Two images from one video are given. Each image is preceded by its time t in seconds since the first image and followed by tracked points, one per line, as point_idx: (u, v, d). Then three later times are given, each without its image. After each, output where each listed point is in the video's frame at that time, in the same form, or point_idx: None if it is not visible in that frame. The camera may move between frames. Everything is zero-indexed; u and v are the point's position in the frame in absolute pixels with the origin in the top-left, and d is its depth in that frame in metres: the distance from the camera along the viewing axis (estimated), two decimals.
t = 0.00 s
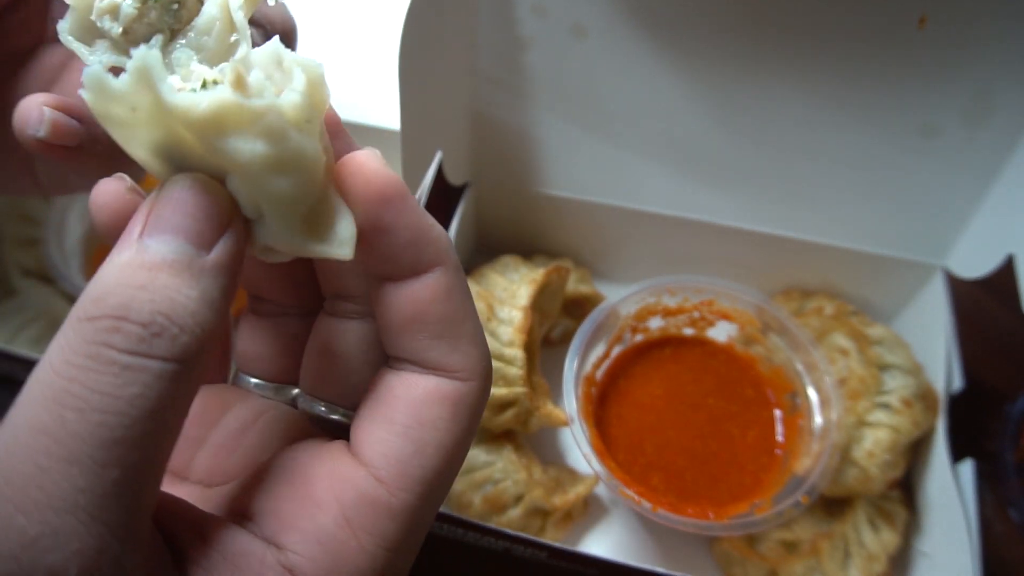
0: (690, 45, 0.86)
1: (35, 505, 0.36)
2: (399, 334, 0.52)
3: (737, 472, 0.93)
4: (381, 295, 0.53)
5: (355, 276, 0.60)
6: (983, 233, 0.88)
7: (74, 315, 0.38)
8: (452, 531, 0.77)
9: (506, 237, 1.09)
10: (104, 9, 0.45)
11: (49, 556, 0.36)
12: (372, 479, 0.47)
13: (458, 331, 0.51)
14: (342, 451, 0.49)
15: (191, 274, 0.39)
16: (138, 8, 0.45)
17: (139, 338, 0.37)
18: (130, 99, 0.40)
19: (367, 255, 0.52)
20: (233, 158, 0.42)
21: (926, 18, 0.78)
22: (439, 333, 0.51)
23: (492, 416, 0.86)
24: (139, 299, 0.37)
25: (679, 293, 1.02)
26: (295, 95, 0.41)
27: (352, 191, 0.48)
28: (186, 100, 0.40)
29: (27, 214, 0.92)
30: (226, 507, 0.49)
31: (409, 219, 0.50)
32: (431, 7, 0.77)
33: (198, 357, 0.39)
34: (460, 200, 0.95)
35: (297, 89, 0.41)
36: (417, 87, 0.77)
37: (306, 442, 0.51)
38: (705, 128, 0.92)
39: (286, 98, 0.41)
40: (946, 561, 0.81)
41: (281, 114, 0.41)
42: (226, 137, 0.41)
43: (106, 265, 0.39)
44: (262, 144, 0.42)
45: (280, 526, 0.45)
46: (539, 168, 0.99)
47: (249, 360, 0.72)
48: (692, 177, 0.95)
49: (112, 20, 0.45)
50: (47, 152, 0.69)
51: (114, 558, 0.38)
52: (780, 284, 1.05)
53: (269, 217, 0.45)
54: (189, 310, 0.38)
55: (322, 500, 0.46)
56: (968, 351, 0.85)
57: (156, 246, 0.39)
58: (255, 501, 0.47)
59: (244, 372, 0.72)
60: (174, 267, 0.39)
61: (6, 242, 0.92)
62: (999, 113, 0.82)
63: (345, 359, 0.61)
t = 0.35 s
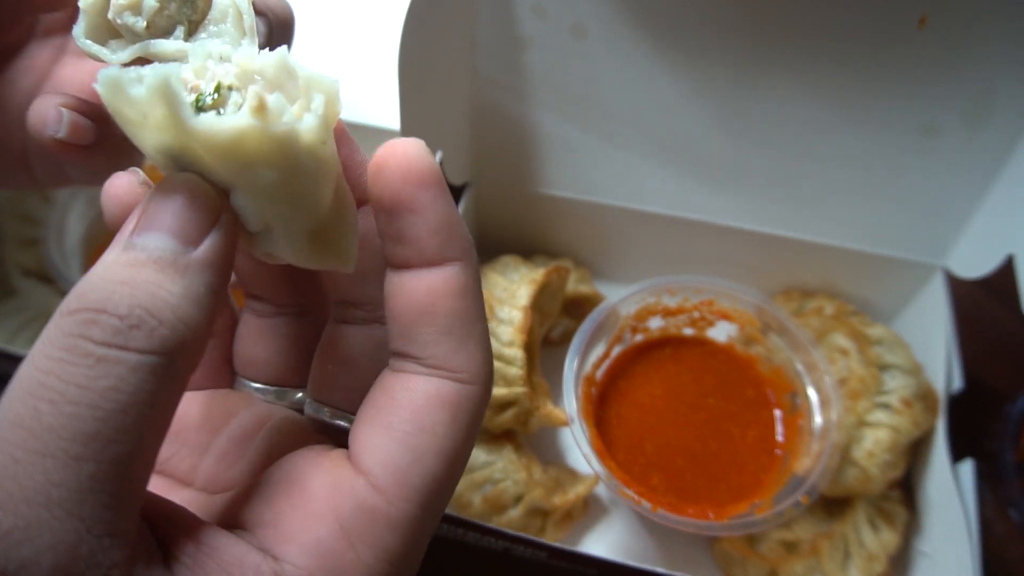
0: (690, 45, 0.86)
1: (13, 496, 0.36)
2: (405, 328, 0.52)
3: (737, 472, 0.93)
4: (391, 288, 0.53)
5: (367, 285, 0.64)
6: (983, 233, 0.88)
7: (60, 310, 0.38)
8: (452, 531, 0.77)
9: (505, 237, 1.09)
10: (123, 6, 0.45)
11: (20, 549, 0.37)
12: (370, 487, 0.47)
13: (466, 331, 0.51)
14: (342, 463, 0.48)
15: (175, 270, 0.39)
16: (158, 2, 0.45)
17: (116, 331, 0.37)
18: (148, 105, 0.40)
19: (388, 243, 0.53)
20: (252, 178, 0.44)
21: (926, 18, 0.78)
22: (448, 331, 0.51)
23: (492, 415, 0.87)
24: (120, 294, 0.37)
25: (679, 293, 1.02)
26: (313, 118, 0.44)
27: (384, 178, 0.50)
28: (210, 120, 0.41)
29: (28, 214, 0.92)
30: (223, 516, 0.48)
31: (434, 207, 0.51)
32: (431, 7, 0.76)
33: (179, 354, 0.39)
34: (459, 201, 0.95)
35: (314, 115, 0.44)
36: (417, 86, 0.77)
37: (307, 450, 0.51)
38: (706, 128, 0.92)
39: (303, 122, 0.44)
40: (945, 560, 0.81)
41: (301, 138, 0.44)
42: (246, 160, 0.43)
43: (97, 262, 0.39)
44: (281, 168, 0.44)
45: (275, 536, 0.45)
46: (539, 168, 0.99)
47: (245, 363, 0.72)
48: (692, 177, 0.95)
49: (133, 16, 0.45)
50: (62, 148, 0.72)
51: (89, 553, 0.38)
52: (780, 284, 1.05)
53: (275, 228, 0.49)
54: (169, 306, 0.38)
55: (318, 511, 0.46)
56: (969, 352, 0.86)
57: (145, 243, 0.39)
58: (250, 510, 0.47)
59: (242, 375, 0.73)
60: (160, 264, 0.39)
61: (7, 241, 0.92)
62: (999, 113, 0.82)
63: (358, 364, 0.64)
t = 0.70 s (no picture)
0: (690, 44, 0.86)
1: (36, 493, 0.37)
2: (401, 342, 0.50)
3: (737, 472, 0.93)
4: (386, 299, 0.50)
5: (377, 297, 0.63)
6: (983, 233, 0.88)
7: (93, 315, 0.39)
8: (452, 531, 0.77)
9: (506, 237, 1.09)
10: None
11: (40, 541, 0.37)
12: (370, 503, 0.46)
13: (466, 344, 0.50)
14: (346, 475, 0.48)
15: (203, 280, 0.40)
16: None
17: (145, 338, 0.38)
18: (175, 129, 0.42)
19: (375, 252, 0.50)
20: (267, 210, 0.44)
21: (926, 18, 0.78)
22: (444, 344, 0.49)
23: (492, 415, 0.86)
24: (150, 302, 0.38)
25: (679, 293, 1.02)
26: (330, 148, 0.44)
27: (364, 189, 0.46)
28: (228, 150, 0.42)
29: (28, 214, 0.92)
30: (230, 518, 0.48)
31: (420, 216, 0.48)
32: (430, 8, 0.76)
33: (205, 362, 0.40)
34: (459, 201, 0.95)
35: (332, 147, 0.44)
36: (416, 86, 0.77)
37: (313, 460, 0.51)
38: (706, 128, 0.92)
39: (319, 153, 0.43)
40: (945, 560, 0.81)
41: (317, 169, 0.43)
42: (262, 195, 0.43)
43: (130, 269, 0.40)
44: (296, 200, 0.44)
45: (278, 545, 0.45)
46: (539, 168, 0.99)
47: (256, 370, 0.72)
48: (692, 177, 0.95)
49: None
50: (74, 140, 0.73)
51: (106, 550, 0.38)
52: (781, 284, 1.05)
53: (292, 247, 0.50)
54: (196, 316, 0.39)
55: (317, 523, 0.46)
56: (968, 352, 0.87)
57: (176, 253, 0.40)
58: (258, 516, 0.47)
59: (251, 381, 0.73)
60: (189, 273, 0.39)
61: (6, 241, 0.91)
62: (999, 112, 0.82)
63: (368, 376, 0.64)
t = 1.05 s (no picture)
0: (690, 44, 0.86)
1: (61, 488, 0.37)
2: (415, 351, 0.50)
3: (738, 472, 0.93)
4: (402, 309, 0.50)
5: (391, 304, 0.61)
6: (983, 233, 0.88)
7: (119, 317, 0.39)
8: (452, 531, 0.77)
9: (506, 237, 1.09)
10: None
11: (64, 536, 0.37)
12: (379, 508, 0.46)
13: (478, 351, 0.49)
14: (357, 479, 0.48)
15: (229, 285, 0.40)
16: None
17: (172, 342, 0.38)
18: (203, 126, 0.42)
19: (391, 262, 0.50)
20: (290, 216, 0.43)
21: (926, 18, 0.78)
22: (458, 352, 0.49)
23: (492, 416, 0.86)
24: (176, 306, 0.38)
25: (679, 293, 1.02)
26: (355, 155, 0.43)
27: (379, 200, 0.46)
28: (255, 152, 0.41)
29: (28, 214, 0.92)
30: (241, 518, 0.49)
31: (434, 226, 0.47)
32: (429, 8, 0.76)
33: (228, 365, 0.40)
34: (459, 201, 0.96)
35: (357, 154, 0.43)
36: (417, 86, 0.77)
37: (327, 463, 0.51)
38: (706, 128, 0.92)
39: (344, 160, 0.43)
40: (945, 561, 0.81)
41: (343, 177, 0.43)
42: (288, 200, 0.43)
43: (154, 271, 0.40)
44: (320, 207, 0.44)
45: (290, 547, 0.45)
46: (539, 168, 0.99)
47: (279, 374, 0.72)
48: (691, 177, 0.95)
49: None
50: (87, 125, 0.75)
51: (126, 546, 0.38)
52: (780, 284, 1.05)
53: (312, 255, 0.49)
54: (222, 321, 0.39)
55: (328, 527, 0.46)
56: (967, 351, 0.87)
57: (199, 257, 0.39)
58: (273, 517, 0.47)
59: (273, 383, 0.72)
60: (213, 279, 0.39)
61: (7, 240, 0.90)
62: (999, 112, 0.82)
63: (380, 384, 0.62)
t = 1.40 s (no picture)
0: (690, 44, 0.86)
1: (53, 492, 0.37)
2: (438, 352, 0.52)
3: (737, 472, 0.93)
4: (432, 306, 0.53)
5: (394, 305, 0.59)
6: (983, 233, 0.88)
7: (113, 319, 0.39)
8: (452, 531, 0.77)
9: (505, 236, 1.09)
10: None
11: (54, 541, 0.37)
12: (382, 518, 0.46)
13: (502, 360, 0.52)
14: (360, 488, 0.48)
15: (223, 286, 0.39)
16: None
17: (165, 346, 0.38)
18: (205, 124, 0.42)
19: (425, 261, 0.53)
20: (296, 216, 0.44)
21: (926, 18, 0.78)
22: (481, 358, 0.52)
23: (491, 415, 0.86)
24: (169, 309, 0.38)
25: (679, 293, 1.02)
26: (366, 158, 0.44)
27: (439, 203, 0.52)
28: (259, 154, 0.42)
29: (29, 215, 0.92)
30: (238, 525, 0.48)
31: (479, 228, 0.53)
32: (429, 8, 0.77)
33: (222, 369, 0.40)
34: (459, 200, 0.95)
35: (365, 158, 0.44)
36: (416, 86, 0.77)
37: (330, 472, 0.52)
38: (707, 128, 0.92)
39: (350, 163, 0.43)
40: (945, 561, 0.81)
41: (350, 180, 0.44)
42: (293, 202, 0.43)
43: (148, 273, 0.40)
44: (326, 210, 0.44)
45: (291, 558, 0.45)
46: (538, 167, 0.99)
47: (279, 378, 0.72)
48: (692, 176, 0.95)
49: None
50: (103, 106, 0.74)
51: (119, 552, 0.38)
52: (780, 284, 1.05)
53: (314, 251, 0.49)
54: (215, 324, 0.39)
55: (328, 536, 0.46)
56: (968, 352, 0.86)
57: (194, 257, 0.39)
58: (271, 523, 0.47)
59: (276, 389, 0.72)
60: (207, 280, 0.39)
61: (7, 241, 0.90)
62: (999, 111, 0.82)
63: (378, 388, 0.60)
